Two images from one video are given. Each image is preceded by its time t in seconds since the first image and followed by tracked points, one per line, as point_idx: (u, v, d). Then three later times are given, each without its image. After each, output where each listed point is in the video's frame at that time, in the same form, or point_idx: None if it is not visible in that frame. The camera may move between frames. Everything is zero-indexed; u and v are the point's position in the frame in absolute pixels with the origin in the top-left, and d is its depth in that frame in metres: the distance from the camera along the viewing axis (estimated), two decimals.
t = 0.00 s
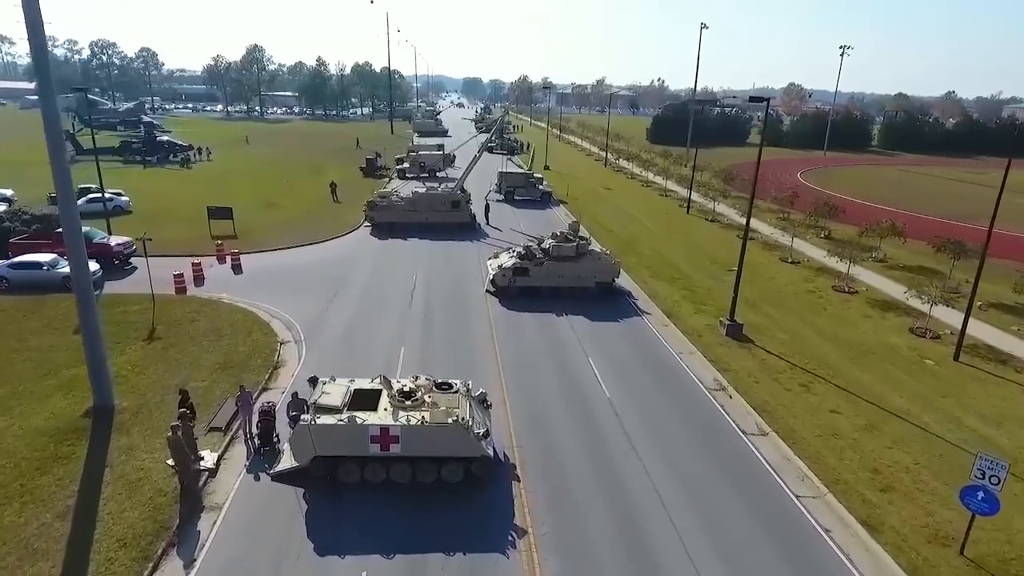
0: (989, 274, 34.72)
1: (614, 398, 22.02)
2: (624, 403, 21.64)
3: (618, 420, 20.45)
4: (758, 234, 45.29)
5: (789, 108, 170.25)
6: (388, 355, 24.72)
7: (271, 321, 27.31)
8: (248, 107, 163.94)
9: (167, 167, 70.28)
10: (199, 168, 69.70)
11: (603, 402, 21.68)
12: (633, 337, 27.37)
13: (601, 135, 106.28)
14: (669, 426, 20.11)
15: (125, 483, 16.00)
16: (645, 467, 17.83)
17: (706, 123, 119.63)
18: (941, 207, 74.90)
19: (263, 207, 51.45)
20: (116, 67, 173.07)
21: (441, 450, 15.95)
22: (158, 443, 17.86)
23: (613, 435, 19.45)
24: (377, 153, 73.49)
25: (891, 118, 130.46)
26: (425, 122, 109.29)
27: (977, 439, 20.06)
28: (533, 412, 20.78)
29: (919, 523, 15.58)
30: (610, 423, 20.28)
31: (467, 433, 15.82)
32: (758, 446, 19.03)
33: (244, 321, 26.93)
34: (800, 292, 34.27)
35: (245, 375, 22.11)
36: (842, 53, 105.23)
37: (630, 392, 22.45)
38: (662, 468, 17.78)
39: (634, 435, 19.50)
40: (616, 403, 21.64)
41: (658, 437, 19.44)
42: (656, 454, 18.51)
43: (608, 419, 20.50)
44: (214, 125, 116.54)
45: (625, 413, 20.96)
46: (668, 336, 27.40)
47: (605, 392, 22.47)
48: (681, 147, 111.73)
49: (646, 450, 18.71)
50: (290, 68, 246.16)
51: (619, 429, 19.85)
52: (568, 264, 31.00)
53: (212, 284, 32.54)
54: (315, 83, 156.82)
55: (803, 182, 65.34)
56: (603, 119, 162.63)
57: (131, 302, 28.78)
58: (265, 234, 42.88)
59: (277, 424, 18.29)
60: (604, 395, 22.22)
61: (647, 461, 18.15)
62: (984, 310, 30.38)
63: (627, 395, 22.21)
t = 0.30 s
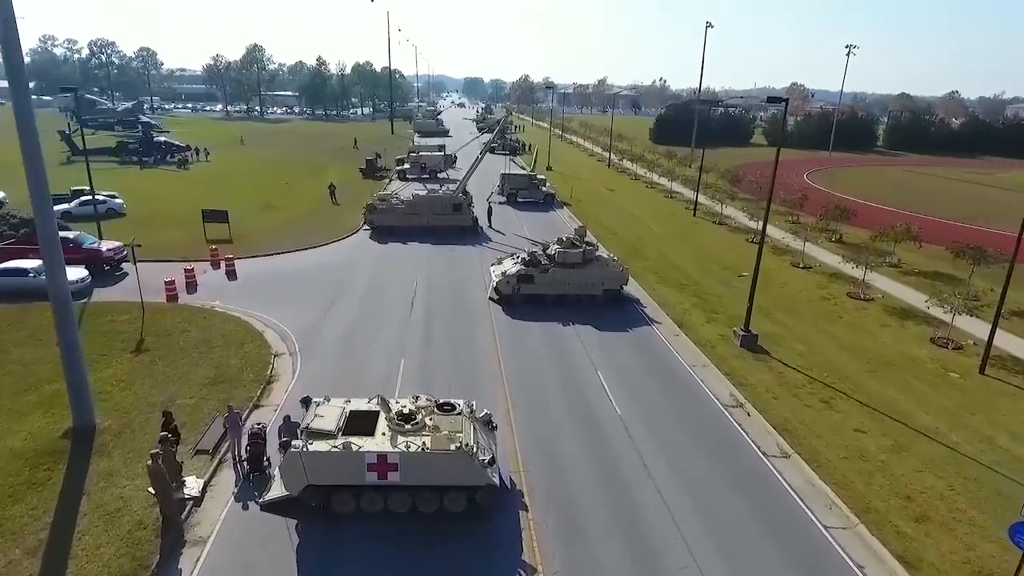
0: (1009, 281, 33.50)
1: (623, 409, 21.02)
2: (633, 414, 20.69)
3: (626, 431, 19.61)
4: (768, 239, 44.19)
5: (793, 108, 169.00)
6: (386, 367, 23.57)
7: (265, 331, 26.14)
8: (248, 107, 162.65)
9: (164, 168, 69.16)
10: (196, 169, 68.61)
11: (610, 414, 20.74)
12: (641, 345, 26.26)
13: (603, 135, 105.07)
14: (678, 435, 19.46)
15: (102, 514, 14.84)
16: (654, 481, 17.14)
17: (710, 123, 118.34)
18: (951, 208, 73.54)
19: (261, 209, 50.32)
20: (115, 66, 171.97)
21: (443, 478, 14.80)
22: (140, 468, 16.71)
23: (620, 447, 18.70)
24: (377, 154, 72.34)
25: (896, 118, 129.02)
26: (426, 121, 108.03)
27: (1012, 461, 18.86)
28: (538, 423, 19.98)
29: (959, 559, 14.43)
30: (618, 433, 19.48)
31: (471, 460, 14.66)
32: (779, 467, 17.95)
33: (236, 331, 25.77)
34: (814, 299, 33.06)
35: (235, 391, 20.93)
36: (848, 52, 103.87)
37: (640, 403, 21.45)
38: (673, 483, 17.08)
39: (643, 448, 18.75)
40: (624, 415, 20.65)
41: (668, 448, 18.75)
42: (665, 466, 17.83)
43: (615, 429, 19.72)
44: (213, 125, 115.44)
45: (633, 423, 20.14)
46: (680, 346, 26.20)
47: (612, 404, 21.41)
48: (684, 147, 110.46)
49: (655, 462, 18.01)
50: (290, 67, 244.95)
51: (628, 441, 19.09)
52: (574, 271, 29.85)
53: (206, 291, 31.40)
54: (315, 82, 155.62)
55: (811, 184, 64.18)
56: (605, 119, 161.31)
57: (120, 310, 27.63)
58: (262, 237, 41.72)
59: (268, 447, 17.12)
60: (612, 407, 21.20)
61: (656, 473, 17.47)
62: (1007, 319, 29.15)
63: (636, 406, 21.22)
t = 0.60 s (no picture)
0: None
1: (636, 428, 19.88)
2: (646, 433, 19.58)
3: (639, 452, 18.54)
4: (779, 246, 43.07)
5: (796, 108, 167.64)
6: (385, 381, 22.42)
7: (259, 343, 24.98)
8: (247, 107, 161.35)
9: (160, 169, 67.94)
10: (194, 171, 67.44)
11: (621, 432, 19.63)
12: (652, 356, 25.20)
13: (606, 135, 103.87)
14: (694, 456, 18.42)
15: (75, 551, 13.65)
16: (670, 507, 16.09)
17: (713, 124, 117.07)
18: (961, 210, 72.21)
19: (257, 212, 49.11)
20: (114, 66, 171.11)
21: (444, 513, 13.63)
22: (119, 497, 15.53)
23: (633, 468, 17.65)
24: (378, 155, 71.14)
25: (901, 119, 127.68)
26: (427, 122, 106.72)
27: None
28: (546, 441, 18.92)
29: None
30: (631, 454, 18.42)
31: (476, 493, 13.50)
32: (805, 495, 16.76)
33: (228, 342, 24.59)
34: (829, 307, 31.89)
35: (225, 408, 19.78)
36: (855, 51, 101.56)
37: (653, 421, 20.32)
38: (691, 510, 16.02)
39: (657, 469, 17.71)
40: (637, 434, 19.53)
41: (684, 470, 17.70)
42: (681, 490, 16.80)
43: (628, 449, 18.66)
44: (212, 125, 114.25)
45: (647, 443, 19.06)
46: (693, 359, 25.04)
47: (624, 421, 20.26)
48: (687, 148, 109.26)
49: (671, 485, 16.98)
50: (290, 67, 243.99)
51: (641, 462, 18.03)
52: (581, 278, 28.69)
53: (198, 299, 30.22)
54: (314, 82, 154.38)
55: (819, 186, 62.98)
56: (607, 120, 160.10)
57: (107, 321, 26.44)
58: (258, 242, 40.53)
59: (257, 473, 15.94)
60: (624, 424, 20.07)
61: (671, 497, 16.45)
62: None
63: (650, 425, 20.11)
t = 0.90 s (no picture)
0: None
1: (651, 453, 18.70)
2: (662, 459, 18.39)
3: (656, 481, 17.36)
4: (790, 251, 41.92)
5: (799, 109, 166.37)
6: (384, 398, 21.24)
7: (251, 357, 23.77)
8: (246, 107, 160.19)
9: (156, 171, 66.74)
10: (190, 172, 66.22)
11: (635, 458, 18.46)
12: (664, 370, 24.04)
13: (608, 136, 102.73)
14: (714, 484, 17.27)
15: None
16: (692, 546, 14.91)
17: (716, 124, 115.91)
18: (970, 212, 70.96)
19: (254, 215, 47.90)
20: (113, 66, 170.17)
21: (446, 554, 12.41)
22: (94, 532, 14.31)
23: (650, 500, 16.52)
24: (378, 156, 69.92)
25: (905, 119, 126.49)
26: (427, 122, 105.57)
27: None
28: (557, 469, 17.76)
29: None
30: (647, 483, 17.25)
31: (482, 532, 12.28)
32: (836, 528, 15.56)
33: (219, 356, 23.40)
34: (845, 316, 30.70)
35: (213, 430, 18.58)
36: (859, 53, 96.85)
37: (668, 443, 19.15)
38: (714, 549, 14.85)
39: (675, 500, 16.57)
40: (652, 459, 18.36)
41: (705, 501, 16.54)
42: (702, 525, 15.65)
43: (643, 478, 17.48)
44: (210, 125, 113.09)
45: (663, 470, 17.89)
46: (707, 372, 23.85)
47: (638, 445, 19.04)
48: (691, 149, 108.09)
49: (691, 520, 15.83)
50: (290, 67, 243.35)
51: (658, 493, 16.86)
52: (588, 287, 27.49)
53: (190, 307, 29.02)
54: (314, 81, 153.23)
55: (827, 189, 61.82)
56: (608, 121, 158.99)
57: (93, 331, 25.23)
58: (253, 246, 39.35)
59: (244, 505, 14.72)
60: (638, 449, 18.87)
61: (692, 534, 15.33)
62: None
63: (665, 448, 18.92)
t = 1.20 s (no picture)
0: None
1: (666, 477, 17.48)
2: (679, 484, 17.17)
3: (672, 507, 16.22)
4: (801, 256, 40.73)
5: (801, 108, 165.07)
6: (381, 416, 20.03)
7: (243, 371, 22.58)
8: (245, 107, 158.89)
9: (151, 172, 65.53)
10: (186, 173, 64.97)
11: (649, 483, 17.23)
12: (676, 383, 22.86)
13: (611, 136, 101.53)
14: (735, 513, 16.03)
15: None
16: None
17: (720, 124, 114.72)
18: (980, 213, 69.70)
19: (249, 218, 46.68)
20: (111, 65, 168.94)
21: None
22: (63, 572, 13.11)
23: (667, 529, 15.36)
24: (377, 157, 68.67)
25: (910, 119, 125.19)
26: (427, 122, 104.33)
27: None
28: (566, 494, 16.64)
29: None
30: (664, 510, 16.08)
31: None
32: (870, 563, 14.33)
33: (208, 371, 22.19)
34: (862, 324, 29.50)
35: (198, 453, 17.38)
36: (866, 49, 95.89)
37: (684, 465, 17.99)
38: None
39: (694, 529, 15.44)
40: (668, 484, 17.18)
41: (726, 532, 15.32)
42: (725, 559, 14.47)
43: (659, 507, 16.25)
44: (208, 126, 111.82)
45: (681, 497, 16.66)
46: (722, 387, 22.65)
47: (652, 469, 17.84)
48: (694, 149, 106.89)
49: (713, 553, 14.66)
50: (290, 67, 242.09)
51: (676, 522, 15.66)
52: (595, 296, 26.30)
53: (180, 317, 27.85)
54: (313, 81, 151.91)
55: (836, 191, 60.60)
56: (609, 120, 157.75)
57: (77, 343, 24.04)
58: (248, 250, 38.08)
59: (228, 543, 13.52)
60: (653, 473, 17.66)
61: (714, 567, 14.19)
62: None
63: (682, 472, 17.70)
